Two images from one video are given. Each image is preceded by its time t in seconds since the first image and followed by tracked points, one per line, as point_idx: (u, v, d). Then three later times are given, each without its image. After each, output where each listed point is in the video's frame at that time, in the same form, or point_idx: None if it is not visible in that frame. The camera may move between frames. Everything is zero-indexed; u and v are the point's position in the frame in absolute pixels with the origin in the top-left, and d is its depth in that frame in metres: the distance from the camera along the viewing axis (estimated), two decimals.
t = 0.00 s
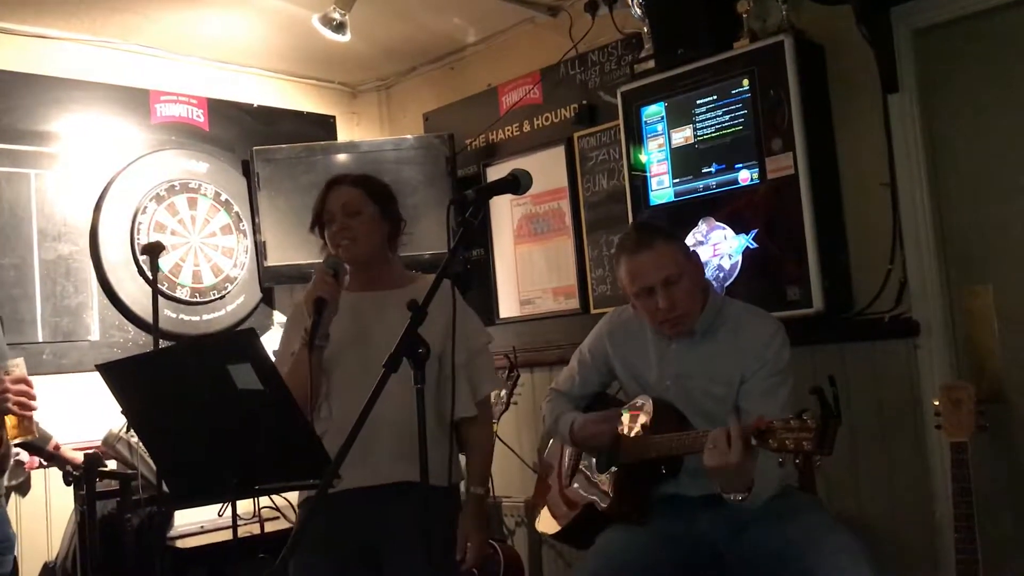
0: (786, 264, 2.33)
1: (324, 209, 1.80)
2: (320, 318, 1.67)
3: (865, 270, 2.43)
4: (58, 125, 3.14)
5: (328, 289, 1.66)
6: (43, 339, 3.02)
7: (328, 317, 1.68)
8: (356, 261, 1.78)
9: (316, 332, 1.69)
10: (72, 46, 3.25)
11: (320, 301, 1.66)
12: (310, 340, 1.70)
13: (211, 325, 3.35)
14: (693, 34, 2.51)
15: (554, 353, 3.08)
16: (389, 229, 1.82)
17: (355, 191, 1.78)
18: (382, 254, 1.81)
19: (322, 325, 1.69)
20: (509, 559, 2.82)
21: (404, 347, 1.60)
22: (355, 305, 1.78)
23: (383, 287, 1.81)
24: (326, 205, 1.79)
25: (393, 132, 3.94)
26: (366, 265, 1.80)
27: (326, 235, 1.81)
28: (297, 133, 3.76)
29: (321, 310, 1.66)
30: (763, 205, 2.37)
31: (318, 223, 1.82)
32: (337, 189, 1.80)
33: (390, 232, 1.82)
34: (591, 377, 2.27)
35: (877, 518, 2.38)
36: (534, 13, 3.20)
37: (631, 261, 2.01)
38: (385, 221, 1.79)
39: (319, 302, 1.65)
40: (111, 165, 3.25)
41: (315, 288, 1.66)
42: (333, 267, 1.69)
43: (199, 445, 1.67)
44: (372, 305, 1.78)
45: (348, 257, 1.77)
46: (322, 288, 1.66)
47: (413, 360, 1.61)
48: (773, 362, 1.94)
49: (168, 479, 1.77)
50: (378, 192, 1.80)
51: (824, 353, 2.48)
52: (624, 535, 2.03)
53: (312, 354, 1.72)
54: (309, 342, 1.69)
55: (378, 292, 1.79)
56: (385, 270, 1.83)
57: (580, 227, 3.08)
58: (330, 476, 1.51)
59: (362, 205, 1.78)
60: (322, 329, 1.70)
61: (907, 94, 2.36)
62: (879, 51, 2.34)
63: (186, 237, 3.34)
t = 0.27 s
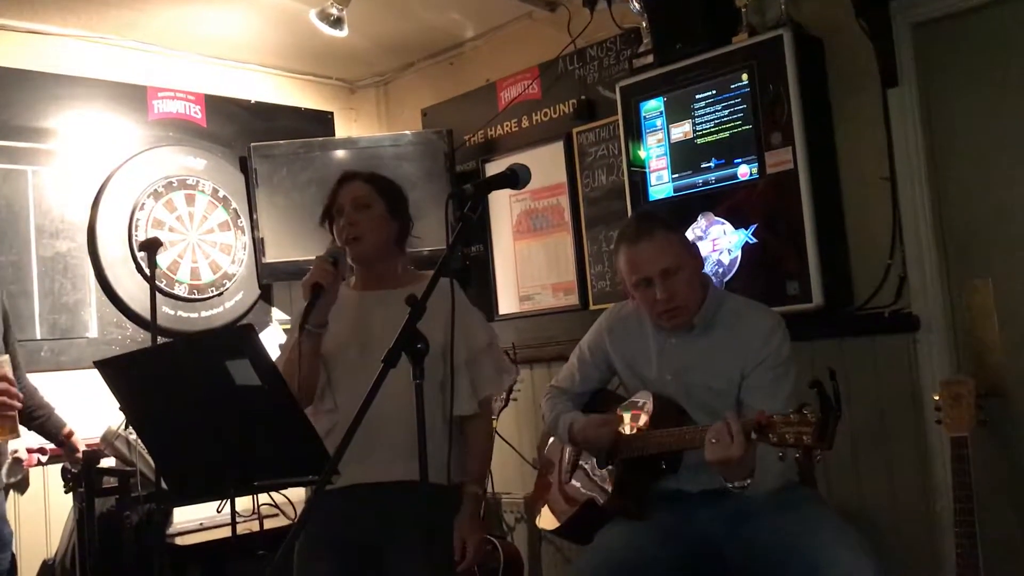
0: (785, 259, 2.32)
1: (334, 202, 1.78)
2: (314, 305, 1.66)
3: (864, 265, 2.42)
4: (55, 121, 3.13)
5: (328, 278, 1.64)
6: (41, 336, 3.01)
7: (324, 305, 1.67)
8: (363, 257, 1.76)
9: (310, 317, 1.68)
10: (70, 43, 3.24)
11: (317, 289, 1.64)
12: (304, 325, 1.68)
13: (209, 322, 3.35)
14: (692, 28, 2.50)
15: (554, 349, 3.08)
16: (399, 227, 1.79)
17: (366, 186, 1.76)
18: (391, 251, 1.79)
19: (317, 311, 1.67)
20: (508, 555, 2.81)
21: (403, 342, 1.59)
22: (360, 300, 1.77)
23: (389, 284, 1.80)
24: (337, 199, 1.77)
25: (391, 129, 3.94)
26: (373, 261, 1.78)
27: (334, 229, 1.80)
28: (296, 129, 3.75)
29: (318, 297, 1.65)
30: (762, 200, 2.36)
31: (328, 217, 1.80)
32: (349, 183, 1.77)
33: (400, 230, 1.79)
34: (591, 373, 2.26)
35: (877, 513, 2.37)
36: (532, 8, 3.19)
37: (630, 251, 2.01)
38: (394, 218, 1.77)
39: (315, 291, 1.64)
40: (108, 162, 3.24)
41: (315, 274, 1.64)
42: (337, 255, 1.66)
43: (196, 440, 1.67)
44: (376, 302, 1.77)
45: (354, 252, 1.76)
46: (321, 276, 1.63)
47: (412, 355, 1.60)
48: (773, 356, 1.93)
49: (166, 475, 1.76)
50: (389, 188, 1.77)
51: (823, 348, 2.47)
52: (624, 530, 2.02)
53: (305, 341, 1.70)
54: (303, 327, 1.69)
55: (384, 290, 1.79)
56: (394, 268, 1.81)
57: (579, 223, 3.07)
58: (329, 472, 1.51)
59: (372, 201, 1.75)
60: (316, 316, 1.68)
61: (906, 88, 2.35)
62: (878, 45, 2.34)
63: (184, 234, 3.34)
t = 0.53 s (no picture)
0: (783, 258, 2.32)
1: (337, 201, 1.79)
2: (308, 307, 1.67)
3: (862, 263, 2.43)
4: (52, 120, 3.12)
5: (322, 280, 1.66)
6: (38, 335, 3.01)
7: (320, 306, 1.68)
8: (365, 255, 1.76)
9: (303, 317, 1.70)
10: (66, 41, 3.23)
11: (312, 291, 1.66)
12: (298, 326, 1.70)
13: (207, 321, 3.35)
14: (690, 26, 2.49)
15: (552, 347, 3.07)
16: (400, 227, 1.80)
17: (368, 185, 1.77)
18: (392, 250, 1.79)
19: (312, 312, 1.69)
20: (507, 554, 2.81)
21: (401, 342, 1.58)
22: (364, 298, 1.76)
23: (390, 282, 1.78)
24: (340, 197, 1.78)
25: (389, 126, 3.93)
26: (374, 260, 1.77)
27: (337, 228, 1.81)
28: (293, 127, 3.74)
29: (313, 299, 1.66)
30: (760, 199, 2.36)
31: (331, 216, 1.81)
32: (352, 182, 1.79)
33: (401, 230, 1.80)
34: (589, 372, 2.26)
35: (875, 511, 2.37)
36: (530, 6, 3.19)
37: (629, 245, 2.02)
38: (395, 217, 1.77)
39: (309, 292, 1.65)
40: (105, 161, 3.23)
41: (310, 276, 1.66)
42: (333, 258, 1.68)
43: (194, 441, 1.67)
44: (377, 298, 1.76)
45: (357, 250, 1.75)
46: (316, 278, 1.65)
47: (410, 355, 1.59)
48: (772, 354, 1.93)
49: (163, 476, 1.76)
50: (391, 188, 1.79)
51: (821, 347, 2.47)
52: (622, 530, 2.02)
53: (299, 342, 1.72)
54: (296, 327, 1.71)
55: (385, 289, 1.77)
56: (396, 266, 1.80)
57: (577, 221, 3.07)
58: (326, 474, 1.51)
59: (375, 199, 1.76)
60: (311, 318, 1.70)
61: (904, 87, 2.35)
62: (877, 43, 2.33)
63: (181, 232, 3.33)
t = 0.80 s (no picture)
0: (781, 256, 2.32)
1: (329, 205, 1.76)
2: (311, 311, 1.67)
3: (860, 262, 2.43)
4: (49, 119, 3.12)
5: (324, 283, 1.65)
6: (35, 334, 3.00)
7: (322, 310, 1.68)
8: (360, 259, 1.75)
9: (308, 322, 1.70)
10: (63, 40, 3.22)
11: (315, 293, 1.66)
12: (302, 330, 1.70)
13: (205, 320, 3.34)
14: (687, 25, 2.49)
15: (550, 346, 3.07)
16: (395, 230, 1.79)
17: (361, 188, 1.74)
18: (388, 253, 1.78)
19: (314, 316, 1.69)
20: (505, 553, 2.81)
21: (398, 342, 1.58)
22: (357, 299, 1.77)
23: (385, 285, 1.78)
24: (333, 201, 1.75)
25: (386, 126, 3.93)
26: (368, 264, 1.77)
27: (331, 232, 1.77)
28: (290, 126, 3.74)
29: (314, 302, 1.66)
30: (758, 197, 2.36)
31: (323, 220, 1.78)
32: (345, 186, 1.76)
33: (396, 234, 1.79)
34: (588, 370, 2.26)
35: (873, 510, 2.37)
36: (528, 5, 3.19)
37: (631, 239, 2.02)
38: (390, 222, 1.76)
39: (312, 294, 1.65)
40: (102, 160, 3.23)
41: (311, 280, 1.65)
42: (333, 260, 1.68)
43: (191, 440, 1.66)
44: (369, 302, 1.76)
45: (352, 256, 1.74)
46: (318, 281, 1.65)
47: (408, 354, 1.59)
48: (771, 354, 1.93)
49: (160, 476, 1.76)
50: (384, 190, 1.76)
51: (819, 345, 2.47)
52: (620, 529, 2.02)
53: (303, 345, 1.72)
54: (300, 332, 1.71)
55: (379, 291, 1.77)
56: (391, 268, 1.80)
57: (575, 220, 3.07)
58: (324, 473, 1.51)
59: (368, 203, 1.74)
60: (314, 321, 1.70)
61: (901, 85, 2.35)
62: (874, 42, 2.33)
63: (179, 232, 3.32)
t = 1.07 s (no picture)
0: (780, 255, 2.33)
1: (329, 203, 1.76)
2: (323, 319, 1.66)
3: (859, 261, 2.43)
4: (50, 117, 3.12)
5: (332, 289, 1.65)
6: (36, 331, 3.01)
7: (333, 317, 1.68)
8: (362, 258, 1.76)
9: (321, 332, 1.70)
10: (64, 37, 3.22)
11: (324, 301, 1.65)
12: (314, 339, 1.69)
13: (205, 318, 3.35)
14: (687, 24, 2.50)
15: (549, 345, 3.07)
16: (394, 228, 1.79)
17: (358, 187, 1.74)
18: (388, 251, 1.80)
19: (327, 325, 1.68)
20: (505, 551, 2.82)
21: (398, 341, 1.59)
22: (360, 299, 1.76)
23: (386, 283, 1.79)
24: (332, 200, 1.75)
25: (386, 124, 3.94)
26: (369, 263, 1.79)
27: (329, 231, 1.78)
28: (290, 124, 3.74)
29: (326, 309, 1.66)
30: (757, 196, 2.37)
31: (322, 218, 1.78)
32: (343, 184, 1.75)
33: (395, 231, 1.80)
34: (588, 369, 2.26)
35: (872, 507, 2.38)
36: (527, 3, 3.19)
37: (632, 236, 2.04)
38: (390, 219, 1.77)
39: (321, 303, 1.64)
40: (103, 158, 3.23)
41: (319, 287, 1.65)
42: (337, 265, 1.69)
43: (192, 438, 1.67)
44: (374, 298, 1.76)
45: (354, 256, 1.75)
46: (326, 288, 1.65)
47: (408, 353, 1.60)
48: (771, 352, 1.94)
49: (161, 474, 1.76)
50: (382, 188, 1.76)
51: (818, 344, 2.48)
52: (620, 527, 2.03)
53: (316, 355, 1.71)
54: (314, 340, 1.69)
55: (382, 288, 1.78)
56: (390, 266, 1.81)
57: (575, 218, 3.08)
58: (324, 470, 1.51)
59: (366, 203, 1.74)
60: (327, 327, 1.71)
61: (900, 84, 2.36)
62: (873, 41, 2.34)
63: (180, 229, 3.33)
